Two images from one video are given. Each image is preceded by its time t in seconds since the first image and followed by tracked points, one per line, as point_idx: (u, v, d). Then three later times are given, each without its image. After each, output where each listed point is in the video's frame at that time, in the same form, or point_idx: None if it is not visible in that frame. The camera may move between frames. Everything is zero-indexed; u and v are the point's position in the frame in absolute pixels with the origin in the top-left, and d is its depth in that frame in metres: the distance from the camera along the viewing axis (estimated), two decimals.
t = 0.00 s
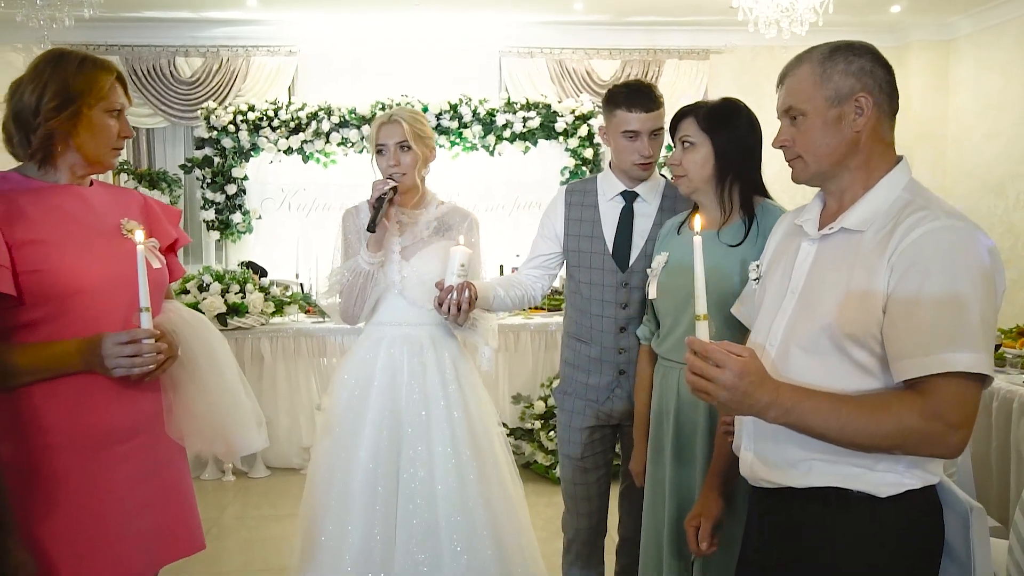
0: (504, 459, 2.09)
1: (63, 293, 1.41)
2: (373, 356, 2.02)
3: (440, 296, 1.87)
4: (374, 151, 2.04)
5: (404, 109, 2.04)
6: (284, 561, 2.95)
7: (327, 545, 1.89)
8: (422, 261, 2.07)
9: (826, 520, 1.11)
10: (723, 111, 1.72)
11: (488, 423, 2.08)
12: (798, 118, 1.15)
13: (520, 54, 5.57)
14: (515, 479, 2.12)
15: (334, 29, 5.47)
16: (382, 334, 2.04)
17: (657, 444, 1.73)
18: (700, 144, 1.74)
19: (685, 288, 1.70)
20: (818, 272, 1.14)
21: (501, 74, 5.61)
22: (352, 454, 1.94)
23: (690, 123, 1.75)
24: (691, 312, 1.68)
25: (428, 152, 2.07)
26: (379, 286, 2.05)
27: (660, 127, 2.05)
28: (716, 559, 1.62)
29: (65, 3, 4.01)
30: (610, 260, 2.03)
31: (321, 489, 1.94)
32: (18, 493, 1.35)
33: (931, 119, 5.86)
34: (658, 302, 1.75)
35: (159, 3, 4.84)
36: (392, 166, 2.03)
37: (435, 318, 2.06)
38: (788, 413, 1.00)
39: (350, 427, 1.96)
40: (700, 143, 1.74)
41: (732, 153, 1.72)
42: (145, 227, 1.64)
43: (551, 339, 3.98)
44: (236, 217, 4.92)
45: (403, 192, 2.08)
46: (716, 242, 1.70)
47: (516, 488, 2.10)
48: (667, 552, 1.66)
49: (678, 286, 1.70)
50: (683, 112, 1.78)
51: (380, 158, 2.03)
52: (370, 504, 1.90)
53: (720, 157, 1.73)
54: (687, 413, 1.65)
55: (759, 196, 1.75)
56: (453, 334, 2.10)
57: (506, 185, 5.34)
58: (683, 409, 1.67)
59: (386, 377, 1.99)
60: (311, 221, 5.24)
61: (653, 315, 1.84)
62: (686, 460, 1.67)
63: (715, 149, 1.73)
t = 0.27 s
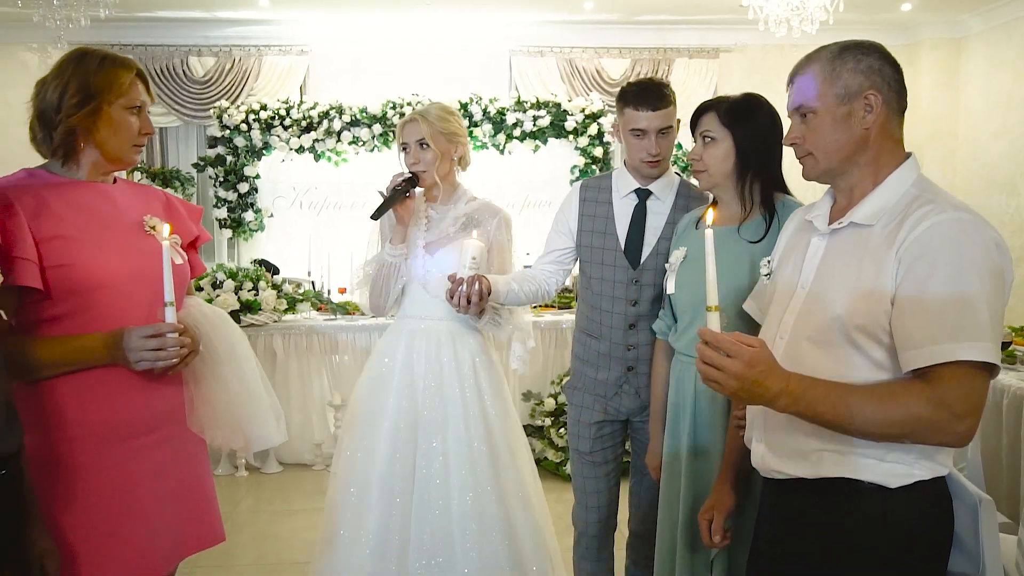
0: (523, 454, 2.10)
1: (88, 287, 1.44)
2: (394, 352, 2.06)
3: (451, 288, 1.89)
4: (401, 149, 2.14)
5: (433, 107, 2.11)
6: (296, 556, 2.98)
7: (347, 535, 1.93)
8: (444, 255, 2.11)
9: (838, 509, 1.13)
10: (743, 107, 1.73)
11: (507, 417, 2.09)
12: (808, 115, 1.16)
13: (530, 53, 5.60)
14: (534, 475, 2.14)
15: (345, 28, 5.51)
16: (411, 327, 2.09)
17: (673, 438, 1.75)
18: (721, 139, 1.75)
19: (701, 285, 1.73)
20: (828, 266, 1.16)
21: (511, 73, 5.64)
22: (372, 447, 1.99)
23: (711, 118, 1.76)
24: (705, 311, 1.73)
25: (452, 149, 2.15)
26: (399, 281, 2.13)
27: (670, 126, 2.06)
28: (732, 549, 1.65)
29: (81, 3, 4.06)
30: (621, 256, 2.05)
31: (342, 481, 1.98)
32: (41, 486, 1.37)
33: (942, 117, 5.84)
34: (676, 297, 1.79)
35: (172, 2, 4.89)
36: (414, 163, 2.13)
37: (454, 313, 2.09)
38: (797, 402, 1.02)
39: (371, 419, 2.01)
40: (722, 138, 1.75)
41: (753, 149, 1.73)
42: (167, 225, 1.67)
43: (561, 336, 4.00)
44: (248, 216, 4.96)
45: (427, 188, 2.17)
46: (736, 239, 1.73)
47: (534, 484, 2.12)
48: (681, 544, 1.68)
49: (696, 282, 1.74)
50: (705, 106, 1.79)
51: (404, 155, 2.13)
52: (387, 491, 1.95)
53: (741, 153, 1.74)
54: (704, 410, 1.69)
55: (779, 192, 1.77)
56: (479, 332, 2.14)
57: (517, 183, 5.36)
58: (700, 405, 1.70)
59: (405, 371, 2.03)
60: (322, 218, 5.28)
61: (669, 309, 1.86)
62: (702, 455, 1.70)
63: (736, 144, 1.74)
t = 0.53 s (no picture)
0: (540, 451, 2.12)
1: (113, 283, 1.46)
2: (418, 349, 2.09)
3: (467, 285, 1.92)
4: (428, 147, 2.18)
5: (462, 107, 2.14)
6: (310, 552, 3.00)
7: (368, 529, 1.96)
8: (463, 254, 2.14)
9: (850, 504, 1.13)
10: (765, 103, 1.74)
11: (525, 413, 2.10)
12: (824, 113, 1.17)
13: (542, 52, 5.61)
14: (552, 472, 2.15)
15: (358, 28, 5.54)
16: (435, 324, 2.12)
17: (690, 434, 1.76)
18: (740, 136, 1.75)
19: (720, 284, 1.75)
20: (841, 261, 1.16)
21: (523, 72, 5.65)
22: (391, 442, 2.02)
23: (729, 115, 1.77)
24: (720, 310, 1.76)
25: (471, 149, 2.15)
26: (422, 280, 2.18)
27: (667, 124, 2.05)
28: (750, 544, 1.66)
29: (98, 4, 4.10)
30: (632, 253, 2.06)
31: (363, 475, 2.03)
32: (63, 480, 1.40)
33: (957, 116, 5.80)
34: (695, 296, 1.81)
35: (187, 3, 4.93)
36: (437, 162, 2.15)
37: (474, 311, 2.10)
38: (810, 396, 1.03)
39: (391, 414, 2.05)
40: (740, 135, 1.75)
41: (770, 146, 1.74)
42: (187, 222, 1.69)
43: (574, 335, 4.01)
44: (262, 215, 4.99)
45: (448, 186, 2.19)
46: (754, 237, 1.74)
47: (551, 481, 2.13)
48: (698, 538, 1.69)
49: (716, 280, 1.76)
50: (724, 103, 1.79)
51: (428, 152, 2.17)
52: (405, 484, 1.98)
53: (760, 150, 1.75)
54: (722, 408, 1.71)
55: (799, 191, 1.78)
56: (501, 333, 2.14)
57: (530, 183, 5.37)
58: (718, 402, 1.72)
59: (426, 367, 2.07)
60: (335, 218, 5.30)
61: (687, 306, 1.88)
62: (721, 452, 1.72)
63: (757, 143, 1.75)
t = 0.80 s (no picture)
0: (553, 450, 2.12)
1: (135, 281, 1.48)
2: (434, 347, 2.11)
3: (482, 283, 1.92)
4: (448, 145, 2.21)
5: (483, 106, 2.17)
6: (325, 549, 3.02)
7: (384, 526, 1.98)
8: (478, 252, 2.14)
9: (862, 504, 1.13)
10: (782, 102, 1.74)
11: (539, 411, 2.11)
12: (841, 112, 1.17)
13: (556, 52, 5.62)
14: (567, 472, 2.16)
15: (373, 28, 5.56)
16: (447, 323, 2.13)
17: (707, 433, 1.77)
18: (756, 136, 1.76)
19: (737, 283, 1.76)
20: (858, 261, 1.16)
21: (537, 72, 5.66)
22: (408, 441, 2.04)
23: (746, 114, 1.77)
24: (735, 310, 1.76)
25: (489, 150, 2.17)
26: (437, 279, 2.19)
27: (664, 119, 2.06)
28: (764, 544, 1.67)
29: (117, 5, 4.15)
30: (645, 250, 2.06)
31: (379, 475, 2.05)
32: (87, 476, 1.43)
33: (974, 116, 5.75)
34: (711, 295, 1.81)
35: (204, 4, 4.97)
36: (454, 160, 2.18)
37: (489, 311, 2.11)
38: (827, 394, 1.03)
39: (406, 413, 2.07)
40: (757, 135, 1.76)
41: (788, 144, 1.74)
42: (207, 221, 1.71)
43: (587, 334, 4.02)
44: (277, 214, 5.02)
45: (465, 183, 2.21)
46: (772, 236, 1.73)
47: (566, 480, 2.14)
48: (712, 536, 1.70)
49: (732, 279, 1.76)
50: (740, 103, 1.80)
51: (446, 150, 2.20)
52: (420, 482, 1.99)
53: (778, 149, 1.75)
54: (737, 409, 1.72)
55: (817, 190, 1.77)
56: (517, 330, 2.16)
57: (543, 182, 5.38)
58: (733, 401, 1.72)
59: (440, 365, 2.08)
60: (349, 216, 5.31)
61: (704, 306, 1.88)
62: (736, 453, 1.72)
63: (774, 141, 1.75)
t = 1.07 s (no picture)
0: (566, 451, 2.12)
1: (156, 282, 1.50)
2: (449, 347, 2.12)
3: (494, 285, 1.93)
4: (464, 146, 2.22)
5: (499, 108, 2.18)
6: (341, 548, 3.03)
7: (401, 525, 2.01)
8: (492, 254, 2.15)
9: (876, 506, 1.13)
10: (797, 103, 1.74)
11: (552, 410, 2.12)
12: (852, 113, 1.17)
13: (571, 52, 5.61)
14: (580, 472, 2.16)
15: (388, 29, 5.59)
16: (461, 322, 2.14)
17: (721, 435, 1.77)
18: (773, 138, 1.76)
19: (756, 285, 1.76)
20: (873, 264, 1.16)
21: (553, 72, 5.66)
22: (423, 441, 2.05)
23: (762, 115, 1.78)
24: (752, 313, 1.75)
25: (502, 150, 2.17)
26: (451, 280, 2.20)
27: (673, 115, 2.07)
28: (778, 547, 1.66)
29: (136, 7, 4.19)
30: (657, 248, 2.07)
31: (395, 476, 2.07)
32: (107, 472, 1.45)
33: (994, 116, 5.69)
34: (726, 296, 1.81)
35: (222, 6, 5.01)
36: (471, 162, 2.19)
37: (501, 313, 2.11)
38: (842, 396, 1.03)
39: (420, 413, 2.08)
40: (773, 136, 1.76)
41: (803, 145, 1.74)
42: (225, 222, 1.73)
43: (601, 335, 4.02)
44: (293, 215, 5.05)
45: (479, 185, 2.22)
46: (787, 238, 1.73)
47: (579, 480, 2.14)
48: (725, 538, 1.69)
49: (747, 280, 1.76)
50: (756, 103, 1.81)
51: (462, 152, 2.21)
52: (434, 482, 2.01)
53: (793, 150, 1.74)
54: (751, 411, 1.71)
55: (833, 191, 1.76)
56: (530, 330, 2.17)
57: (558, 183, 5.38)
58: (747, 401, 1.72)
59: (455, 365, 2.09)
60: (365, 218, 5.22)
61: (720, 308, 1.88)
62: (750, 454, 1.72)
63: (788, 142, 1.75)
